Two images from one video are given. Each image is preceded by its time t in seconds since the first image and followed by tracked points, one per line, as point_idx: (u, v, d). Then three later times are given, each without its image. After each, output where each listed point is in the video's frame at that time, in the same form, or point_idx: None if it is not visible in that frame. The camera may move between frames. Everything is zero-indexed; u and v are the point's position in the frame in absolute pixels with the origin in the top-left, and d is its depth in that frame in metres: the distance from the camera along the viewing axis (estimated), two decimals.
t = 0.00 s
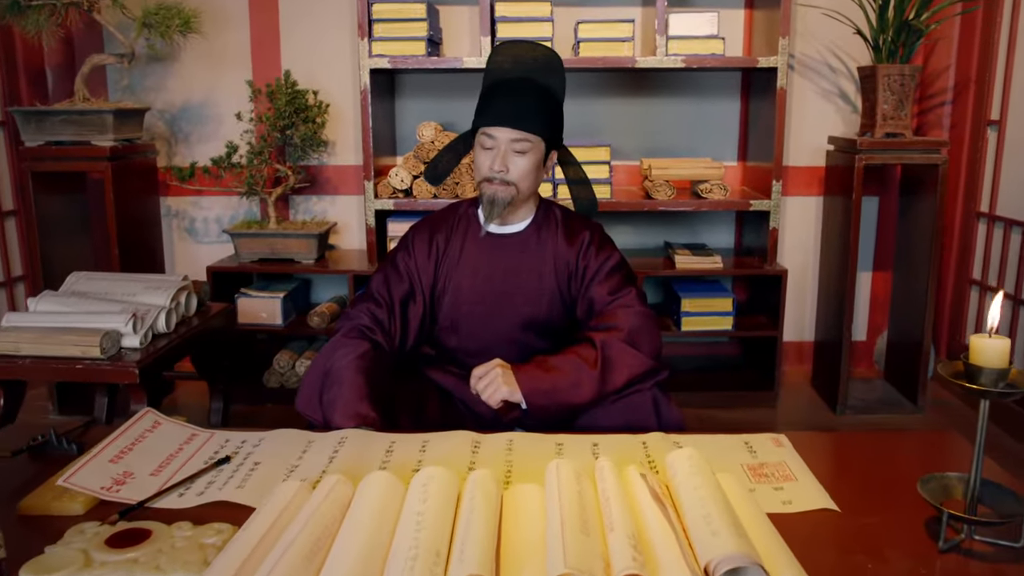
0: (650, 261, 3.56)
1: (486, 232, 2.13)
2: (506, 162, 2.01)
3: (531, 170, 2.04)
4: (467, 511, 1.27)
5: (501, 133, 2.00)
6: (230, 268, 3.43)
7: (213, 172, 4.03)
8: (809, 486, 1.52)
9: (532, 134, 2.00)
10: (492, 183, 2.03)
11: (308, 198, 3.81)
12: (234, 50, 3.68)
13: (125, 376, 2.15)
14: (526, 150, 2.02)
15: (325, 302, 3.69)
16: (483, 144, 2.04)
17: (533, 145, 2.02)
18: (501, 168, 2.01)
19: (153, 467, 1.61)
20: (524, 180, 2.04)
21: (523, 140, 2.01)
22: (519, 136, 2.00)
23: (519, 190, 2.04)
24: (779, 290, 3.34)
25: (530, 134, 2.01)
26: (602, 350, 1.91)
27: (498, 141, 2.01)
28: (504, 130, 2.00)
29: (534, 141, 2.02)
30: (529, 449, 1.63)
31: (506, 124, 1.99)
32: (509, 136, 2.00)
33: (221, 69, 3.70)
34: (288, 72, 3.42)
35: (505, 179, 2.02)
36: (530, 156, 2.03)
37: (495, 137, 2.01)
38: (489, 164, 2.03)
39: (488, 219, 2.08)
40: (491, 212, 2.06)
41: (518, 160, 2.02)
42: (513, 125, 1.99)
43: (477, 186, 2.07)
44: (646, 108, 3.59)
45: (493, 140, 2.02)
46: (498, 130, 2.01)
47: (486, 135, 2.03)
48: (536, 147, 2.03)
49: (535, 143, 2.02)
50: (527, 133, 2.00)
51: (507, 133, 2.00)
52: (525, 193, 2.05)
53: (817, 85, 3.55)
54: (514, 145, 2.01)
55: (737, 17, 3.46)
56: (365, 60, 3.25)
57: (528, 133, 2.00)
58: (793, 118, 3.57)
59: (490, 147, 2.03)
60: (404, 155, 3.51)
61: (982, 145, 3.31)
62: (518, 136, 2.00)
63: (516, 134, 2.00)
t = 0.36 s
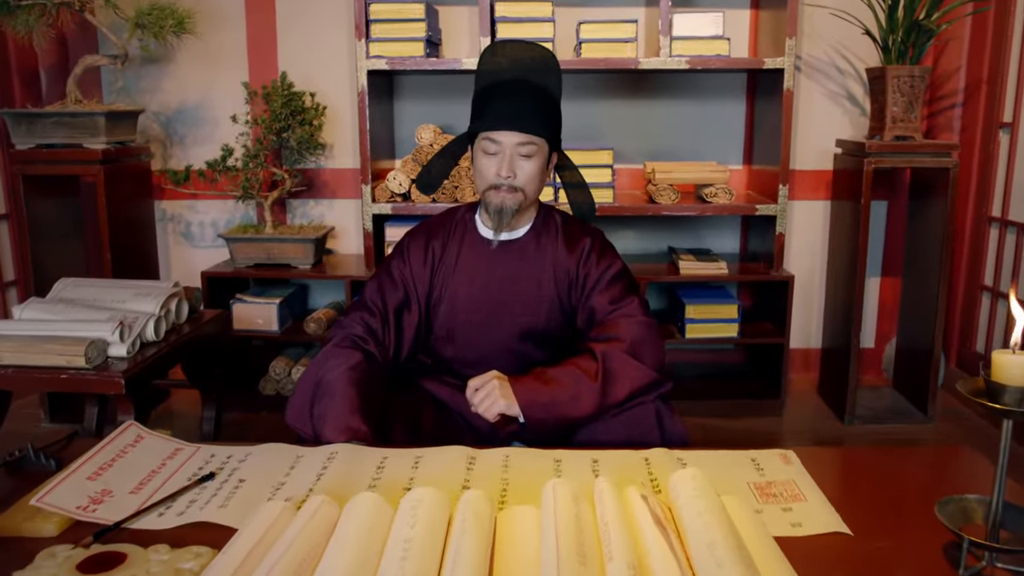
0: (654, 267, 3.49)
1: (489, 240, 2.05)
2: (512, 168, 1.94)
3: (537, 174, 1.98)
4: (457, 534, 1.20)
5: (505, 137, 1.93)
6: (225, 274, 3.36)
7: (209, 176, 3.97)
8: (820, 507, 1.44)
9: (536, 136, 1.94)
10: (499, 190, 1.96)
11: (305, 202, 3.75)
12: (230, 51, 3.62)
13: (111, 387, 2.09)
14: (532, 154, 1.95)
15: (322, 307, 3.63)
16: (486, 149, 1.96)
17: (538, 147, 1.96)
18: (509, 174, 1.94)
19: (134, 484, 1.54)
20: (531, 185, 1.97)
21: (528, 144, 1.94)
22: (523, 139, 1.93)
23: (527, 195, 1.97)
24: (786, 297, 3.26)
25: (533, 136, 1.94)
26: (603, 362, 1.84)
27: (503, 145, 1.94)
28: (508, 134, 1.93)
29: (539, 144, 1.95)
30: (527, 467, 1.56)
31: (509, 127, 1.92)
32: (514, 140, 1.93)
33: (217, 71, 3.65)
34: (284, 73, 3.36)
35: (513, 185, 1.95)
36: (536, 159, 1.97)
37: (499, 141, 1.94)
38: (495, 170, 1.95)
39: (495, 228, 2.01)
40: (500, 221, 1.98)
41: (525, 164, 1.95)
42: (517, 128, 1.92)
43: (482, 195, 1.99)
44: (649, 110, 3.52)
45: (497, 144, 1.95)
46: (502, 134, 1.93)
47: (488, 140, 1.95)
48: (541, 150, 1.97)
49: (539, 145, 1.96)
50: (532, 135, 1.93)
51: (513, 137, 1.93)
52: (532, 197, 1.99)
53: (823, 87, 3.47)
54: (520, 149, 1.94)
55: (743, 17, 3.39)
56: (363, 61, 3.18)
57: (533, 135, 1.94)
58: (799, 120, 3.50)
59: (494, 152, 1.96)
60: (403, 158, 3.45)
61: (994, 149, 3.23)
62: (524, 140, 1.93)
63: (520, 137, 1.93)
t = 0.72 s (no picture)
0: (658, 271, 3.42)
1: (484, 245, 1.98)
2: (506, 172, 1.87)
3: (533, 179, 1.90)
4: (450, 560, 1.12)
5: (501, 140, 1.86)
6: (221, 278, 3.29)
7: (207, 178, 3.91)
8: (834, 528, 1.36)
9: (534, 140, 1.86)
10: (491, 194, 1.89)
11: (303, 204, 3.68)
12: (227, 51, 3.56)
13: (98, 397, 2.02)
14: (529, 158, 1.88)
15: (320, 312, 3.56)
16: (482, 151, 1.90)
17: (535, 151, 1.88)
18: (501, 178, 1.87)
19: (115, 502, 1.47)
20: (526, 191, 1.90)
21: (525, 147, 1.87)
22: (521, 142, 1.86)
23: (520, 201, 1.90)
24: (794, 302, 3.19)
25: (532, 139, 1.86)
26: (606, 373, 1.77)
27: (498, 148, 1.87)
28: (504, 136, 1.86)
29: (537, 148, 1.88)
30: (526, 486, 1.48)
31: (506, 130, 1.84)
32: (510, 143, 1.86)
33: (215, 71, 3.58)
34: (282, 73, 3.29)
35: (506, 189, 1.88)
36: (533, 164, 1.89)
37: (495, 144, 1.87)
38: (489, 173, 1.89)
39: (486, 232, 1.95)
40: (491, 226, 1.92)
41: (520, 168, 1.88)
42: (514, 130, 1.84)
43: (476, 198, 1.93)
44: (655, 111, 3.45)
45: (493, 146, 1.88)
46: (499, 137, 1.86)
47: (484, 141, 1.88)
48: (539, 154, 1.89)
49: (537, 149, 1.88)
50: (530, 139, 1.86)
51: (508, 139, 1.86)
52: (526, 204, 1.92)
53: (833, 87, 3.39)
54: (516, 152, 1.87)
55: (751, 17, 3.32)
56: (361, 61, 3.11)
57: (531, 139, 1.86)
58: (808, 121, 3.42)
59: (489, 154, 1.89)
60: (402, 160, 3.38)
61: (1009, 152, 3.15)
62: (520, 143, 1.86)
63: (517, 140, 1.86)
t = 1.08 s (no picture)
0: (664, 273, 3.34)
1: (485, 248, 1.91)
2: (510, 172, 1.80)
3: (537, 180, 1.83)
4: None
5: (503, 139, 1.79)
6: (217, 280, 3.23)
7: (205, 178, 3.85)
8: (849, 547, 1.29)
9: (538, 139, 1.79)
10: (495, 196, 1.82)
11: (302, 205, 3.62)
12: (225, 49, 3.50)
13: (85, 404, 1.96)
14: (532, 158, 1.81)
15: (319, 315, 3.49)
16: (482, 151, 1.82)
17: (539, 150, 1.81)
18: (505, 179, 1.79)
19: (95, 517, 1.40)
20: (530, 192, 1.83)
21: (528, 146, 1.80)
22: (523, 141, 1.79)
23: (524, 203, 1.83)
24: (802, 306, 3.11)
25: (535, 138, 1.79)
26: (610, 382, 1.69)
27: (501, 148, 1.80)
28: (507, 135, 1.79)
29: (541, 147, 1.81)
30: (525, 501, 1.42)
31: (509, 129, 1.77)
32: (513, 142, 1.79)
33: (212, 69, 3.52)
34: (280, 72, 3.23)
35: (510, 191, 1.81)
36: (537, 164, 1.82)
37: (497, 143, 1.80)
38: (491, 174, 1.81)
39: (490, 236, 1.87)
40: (498, 229, 1.85)
41: (523, 168, 1.81)
42: (517, 129, 1.77)
43: (479, 201, 1.85)
44: (660, 110, 3.38)
45: (495, 147, 1.80)
46: (501, 136, 1.79)
47: (485, 141, 1.81)
48: (543, 154, 1.82)
49: (541, 149, 1.81)
50: (533, 138, 1.79)
51: (511, 139, 1.79)
52: (531, 205, 1.85)
53: (842, 86, 3.32)
54: (519, 152, 1.80)
55: (759, 14, 3.24)
56: (361, 59, 3.05)
57: (534, 138, 1.79)
58: (817, 120, 3.35)
59: (491, 155, 1.81)
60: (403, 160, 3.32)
61: None
62: (523, 143, 1.79)
63: (520, 139, 1.79)
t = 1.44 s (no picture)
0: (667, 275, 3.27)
1: (481, 249, 1.84)
2: (505, 171, 1.73)
3: (534, 179, 1.76)
4: None
5: (499, 137, 1.72)
6: (211, 282, 3.17)
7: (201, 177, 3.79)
8: (858, 566, 1.22)
9: (535, 136, 1.72)
10: (490, 196, 1.75)
11: (299, 205, 3.55)
12: (221, 46, 3.44)
13: (67, 411, 1.89)
14: (529, 156, 1.74)
15: (315, 316, 3.43)
16: (476, 149, 1.75)
17: (536, 148, 1.74)
18: (500, 178, 1.73)
19: (68, 531, 1.34)
20: (526, 192, 1.76)
21: (525, 144, 1.73)
22: (519, 139, 1.72)
23: (521, 203, 1.76)
24: (809, 309, 3.04)
25: (532, 136, 1.72)
26: (609, 390, 1.62)
27: (496, 146, 1.73)
28: (502, 132, 1.72)
29: (538, 146, 1.74)
30: (519, 517, 1.34)
31: (504, 126, 1.71)
32: (508, 140, 1.72)
33: (207, 66, 3.46)
34: (275, 69, 3.16)
35: (505, 190, 1.74)
36: (533, 162, 1.75)
37: (492, 141, 1.73)
38: (485, 173, 1.74)
39: (484, 238, 1.80)
40: (493, 231, 1.78)
41: (520, 167, 1.74)
42: (513, 127, 1.70)
43: (474, 201, 1.79)
44: (663, 108, 3.30)
45: (490, 144, 1.74)
46: (496, 134, 1.72)
47: (480, 139, 1.74)
48: (540, 152, 1.75)
49: (537, 147, 1.74)
50: (530, 135, 1.72)
51: (506, 136, 1.72)
52: (527, 205, 1.78)
53: (850, 84, 3.24)
54: (514, 150, 1.73)
55: (765, 9, 3.17)
56: (357, 56, 2.98)
57: (531, 136, 1.72)
58: (824, 119, 3.27)
59: (486, 152, 1.74)
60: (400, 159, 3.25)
61: None
62: (519, 141, 1.72)
63: (516, 137, 1.72)
